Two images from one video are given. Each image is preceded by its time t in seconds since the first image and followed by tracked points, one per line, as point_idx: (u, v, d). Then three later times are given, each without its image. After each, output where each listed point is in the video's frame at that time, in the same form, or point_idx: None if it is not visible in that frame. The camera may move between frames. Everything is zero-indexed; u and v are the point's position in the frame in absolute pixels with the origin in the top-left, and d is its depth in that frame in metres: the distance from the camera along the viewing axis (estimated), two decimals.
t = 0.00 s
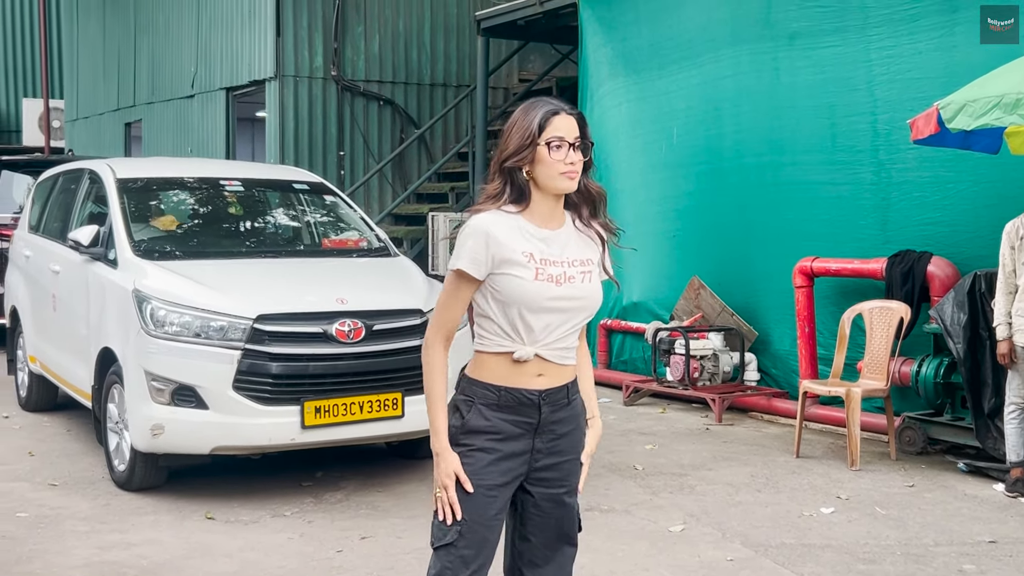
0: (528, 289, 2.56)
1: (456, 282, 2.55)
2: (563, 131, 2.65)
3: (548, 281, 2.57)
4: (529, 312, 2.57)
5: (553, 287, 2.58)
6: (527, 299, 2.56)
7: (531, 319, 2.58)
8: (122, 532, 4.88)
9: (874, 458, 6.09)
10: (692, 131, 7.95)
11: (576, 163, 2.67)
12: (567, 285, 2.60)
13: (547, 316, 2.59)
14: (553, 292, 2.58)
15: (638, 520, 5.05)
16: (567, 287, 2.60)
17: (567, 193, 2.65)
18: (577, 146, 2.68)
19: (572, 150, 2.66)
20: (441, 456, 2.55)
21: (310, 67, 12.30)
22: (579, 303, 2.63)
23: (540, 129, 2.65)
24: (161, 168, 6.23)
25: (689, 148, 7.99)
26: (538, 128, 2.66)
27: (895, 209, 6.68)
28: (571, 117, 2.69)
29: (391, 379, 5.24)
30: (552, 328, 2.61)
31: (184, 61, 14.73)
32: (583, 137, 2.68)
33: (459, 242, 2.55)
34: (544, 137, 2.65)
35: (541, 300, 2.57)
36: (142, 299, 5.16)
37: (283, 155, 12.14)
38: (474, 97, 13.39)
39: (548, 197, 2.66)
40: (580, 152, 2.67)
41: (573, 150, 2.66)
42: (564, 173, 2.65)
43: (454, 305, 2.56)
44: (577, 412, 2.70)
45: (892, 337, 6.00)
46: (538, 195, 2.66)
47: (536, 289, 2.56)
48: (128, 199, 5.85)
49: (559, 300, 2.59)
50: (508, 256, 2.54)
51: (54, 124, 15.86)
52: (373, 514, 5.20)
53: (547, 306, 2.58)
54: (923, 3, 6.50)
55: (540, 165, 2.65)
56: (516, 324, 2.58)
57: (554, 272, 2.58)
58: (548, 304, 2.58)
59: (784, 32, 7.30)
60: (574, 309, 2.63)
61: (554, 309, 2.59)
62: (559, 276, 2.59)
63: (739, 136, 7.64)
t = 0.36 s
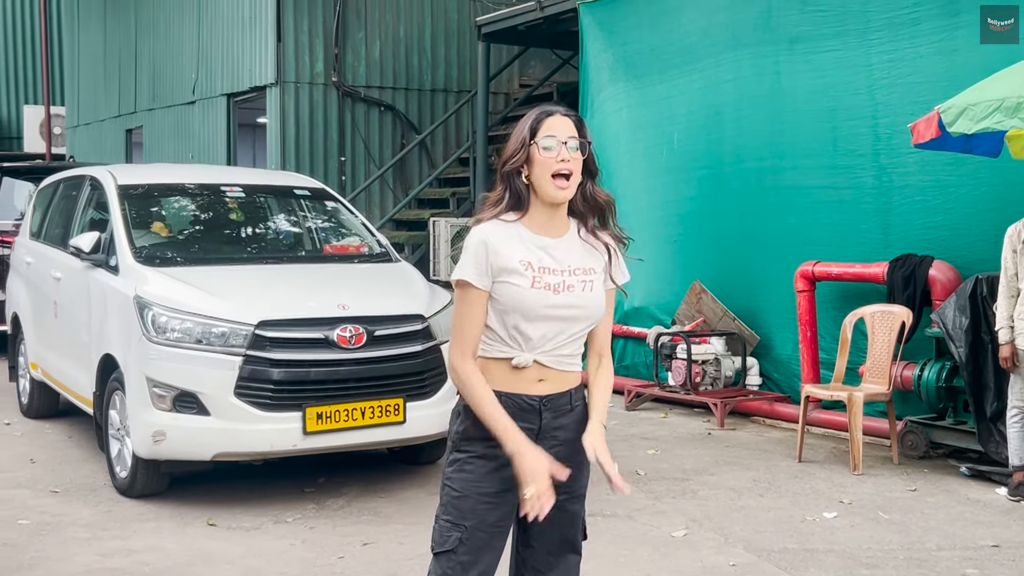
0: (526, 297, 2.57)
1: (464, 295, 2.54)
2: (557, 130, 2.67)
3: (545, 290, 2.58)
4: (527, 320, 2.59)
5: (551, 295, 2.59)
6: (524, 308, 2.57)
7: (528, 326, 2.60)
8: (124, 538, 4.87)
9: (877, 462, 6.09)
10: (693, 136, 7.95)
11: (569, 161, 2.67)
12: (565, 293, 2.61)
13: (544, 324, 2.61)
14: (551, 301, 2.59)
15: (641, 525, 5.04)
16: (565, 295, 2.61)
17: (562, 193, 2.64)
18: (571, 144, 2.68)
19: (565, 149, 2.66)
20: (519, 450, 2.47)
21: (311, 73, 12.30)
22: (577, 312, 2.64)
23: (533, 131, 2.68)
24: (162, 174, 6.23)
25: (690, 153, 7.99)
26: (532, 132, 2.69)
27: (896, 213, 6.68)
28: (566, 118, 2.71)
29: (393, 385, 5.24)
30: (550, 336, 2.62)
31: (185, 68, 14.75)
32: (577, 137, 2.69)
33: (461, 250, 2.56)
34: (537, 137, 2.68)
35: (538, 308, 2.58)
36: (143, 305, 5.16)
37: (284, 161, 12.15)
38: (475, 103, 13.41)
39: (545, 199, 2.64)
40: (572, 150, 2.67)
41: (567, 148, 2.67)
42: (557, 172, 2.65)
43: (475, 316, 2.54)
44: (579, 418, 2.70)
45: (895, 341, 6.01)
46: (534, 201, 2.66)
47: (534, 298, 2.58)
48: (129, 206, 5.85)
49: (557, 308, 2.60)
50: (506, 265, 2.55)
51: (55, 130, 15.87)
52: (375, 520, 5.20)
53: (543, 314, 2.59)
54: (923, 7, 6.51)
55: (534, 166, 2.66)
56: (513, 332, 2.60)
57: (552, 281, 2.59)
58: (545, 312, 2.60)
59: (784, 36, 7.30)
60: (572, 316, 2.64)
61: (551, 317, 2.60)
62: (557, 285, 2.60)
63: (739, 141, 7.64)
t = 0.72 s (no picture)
0: (517, 297, 2.61)
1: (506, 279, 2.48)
2: (548, 140, 2.68)
3: (535, 289, 2.61)
4: (518, 321, 2.62)
5: (543, 294, 2.62)
6: (516, 307, 2.61)
7: (520, 327, 2.62)
8: (126, 548, 4.87)
9: (878, 466, 6.08)
10: (692, 141, 7.96)
11: (562, 170, 2.67)
12: (558, 292, 2.63)
13: (537, 325, 2.63)
14: (542, 300, 2.61)
15: (643, 531, 5.04)
16: (557, 295, 2.63)
17: (553, 202, 2.66)
18: (564, 153, 2.67)
19: (558, 157, 2.66)
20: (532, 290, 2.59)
21: (310, 81, 12.31)
22: (571, 311, 2.65)
23: (525, 140, 2.70)
24: (161, 184, 6.23)
25: (688, 158, 8.00)
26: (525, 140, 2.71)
27: (895, 217, 6.68)
28: (559, 126, 2.71)
29: (393, 392, 5.24)
30: (544, 337, 2.64)
31: (184, 77, 14.77)
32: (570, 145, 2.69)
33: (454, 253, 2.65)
34: (529, 147, 2.68)
35: (529, 308, 2.61)
36: (144, 315, 5.16)
37: (283, 170, 12.15)
38: (474, 109, 13.43)
39: (537, 207, 2.69)
40: (564, 158, 2.66)
41: (559, 157, 2.66)
42: (548, 180, 2.66)
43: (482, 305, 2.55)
44: (581, 427, 2.70)
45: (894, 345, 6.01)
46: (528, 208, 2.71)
47: (524, 297, 2.61)
48: (129, 216, 5.85)
49: (550, 308, 2.62)
50: (495, 264, 2.61)
51: (54, 140, 15.88)
52: (376, 528, 5.20)
53: (535, 314, 2.62)
54: (921, 11, 6.52)
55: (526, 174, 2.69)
56: (507, 333, 2.63)
57: (542, 280, 2.62)
58: (538, 312, 2.62)
59: (782, 41, 7.31)
60: (566, 317, 2.65)
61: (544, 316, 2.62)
62: (547, 284, 2.62)
63: (738, 145, 7.65)
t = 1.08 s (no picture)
0: (515, 304, 2.61)
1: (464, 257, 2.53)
2: (540, 146, 2.68)
3: (534, 296, 2.62)
4: (516, 328, 2.63)
5: (541, 301, 2.62)
6: (513, 314, 2.61)
7: (518, 334, 2.63)
8: (125, 559, 4.86)
9: (878, 471, 6.08)
10: (689, 147, 7.97)
11: (555, 174, 2.68)
12: (556, 300, 2.63)
13: (535, 332, 2.63)
14: (540, 307, 2.61)
15: (643, 537, 5.03)
16: (555, 302, 2.63)
17: (550, 207, 2.67)
18: (556, 158, 2.69)
19: (550, 162, 2.68)
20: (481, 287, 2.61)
21: (306, 90, 12.32)
22: (569, 319, 2.65)
23: (516, 149, 2.70)
24: (159, 194, 6.24)
25: (685, 164, 8.01)
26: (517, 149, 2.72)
27: (892, 221, 6.69)
28: (549, 131, 2.72)
29: (392, 400, 5.23)
30: (542, 344, 2.64)
31: (181, 87, 14.79)
32: (561, 149, 2.70)
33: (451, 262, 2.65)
34: (521, 155, 2.69)
35: (527, 315, 2.61)
36: (142, 325, 5.16)
37: (280, 178, 12.16)
38: (471, 117, 13.45)
39: (535, 214, 2.70)
40: (556, 162, 2.68)
41: (552, 162, 2.68)
42: (543, 186, 2.68)
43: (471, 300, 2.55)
44: (579, 434, 2.69)
45: (893, 350, 6.01)
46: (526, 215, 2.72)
47: (522, 304, 2.61)
48: (127, 226, 5.85)
49: (547, 315, 2.63)
50: (494, 271, 2.61)
51: (52, 150, 15.89)
52: (376, 536, 5.19)
53: (533, 321, 2.62)
54: (917, 16, 6.53)
55: (521, 183, 2.70)
56: (506, 341, 2.64)
57: (541, 287, 2.62)
58: (536, 319, 2.62)
59: (777, 46, 7.32)
60: (564, 325, 2.65)
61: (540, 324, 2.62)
62: (546, 292, 2.63)
63: (735, 151, 7.65)
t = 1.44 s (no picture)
0: (512, 310, 2.62)
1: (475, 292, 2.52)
2: (543, 153, 2.68)
3: (531, 301, 2.62)
4: (513, 334, 2.63)
5: (538, 306, 2.63)
6: (510, 319, 2.62)
7: (515, 340, 2.63)
8: (118, 566, 4.83)
9: (872, 473, 6.08)
10: (682, 151, 7.97)
11: (557, 183, 2.69)
12: (553, 305, 2.64)
13: (532, 337, 2.63)
14: (536, 312, 2.62)
15: (638, 542, 5.02)
16: (552, 307, 2.63)
17: (550, 215, 2.68)
18: (559, 166, 2.69)
19: (552, 171, 2.68)
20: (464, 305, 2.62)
21: (299, 95, 12.31)
22: (567, 324, 2.65)
23: (519, 154, 2.69)
24: (152, 199, 6.22)
25: (678, 168, 8.01)
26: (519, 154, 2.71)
27: (885, 224, 6.70)
28: (553, 138, 2.72)
29: (386, 406, 5.22)
30: (540, 350, 2.64)
31: (173, 93, 14.76)
32: (564, 157, 2.70)
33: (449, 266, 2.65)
34: (523, 161, 2.69)
35: (523, 320, 2.62)
36: (134, 331, 5.14)
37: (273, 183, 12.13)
38: (463, 121, 13.44)
39: (534, 220, 2.71)
40: (558, 171, 2.69)
41: (554, 170, 2.68)
42: (544, 194, 2.68)
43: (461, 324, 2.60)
44: (577, 440, 2.68)
45: (887, 351, 5.99)
46: (525, 221, 2.73)
47: (518, 309, 2.62)
48: (119, 232, 5.84)
49: (545, 320, 2.63)
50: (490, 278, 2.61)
51: (43, 156, 15.84)
52: (370, 542, 5.17)
53: (530, 326, 2.62)
54: (908, 19, 6.54)
55: (522, 188, 2.70)
56: (503, 347, 2.64)
57: (538, 293, 2.63)
58: (533, 324, 2.63)
59: (769, 49, 7.33)
60: (562, 330, 2.65)
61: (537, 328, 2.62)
62: (543, 297, 2.63)
63: (728, 154, 7.66)
